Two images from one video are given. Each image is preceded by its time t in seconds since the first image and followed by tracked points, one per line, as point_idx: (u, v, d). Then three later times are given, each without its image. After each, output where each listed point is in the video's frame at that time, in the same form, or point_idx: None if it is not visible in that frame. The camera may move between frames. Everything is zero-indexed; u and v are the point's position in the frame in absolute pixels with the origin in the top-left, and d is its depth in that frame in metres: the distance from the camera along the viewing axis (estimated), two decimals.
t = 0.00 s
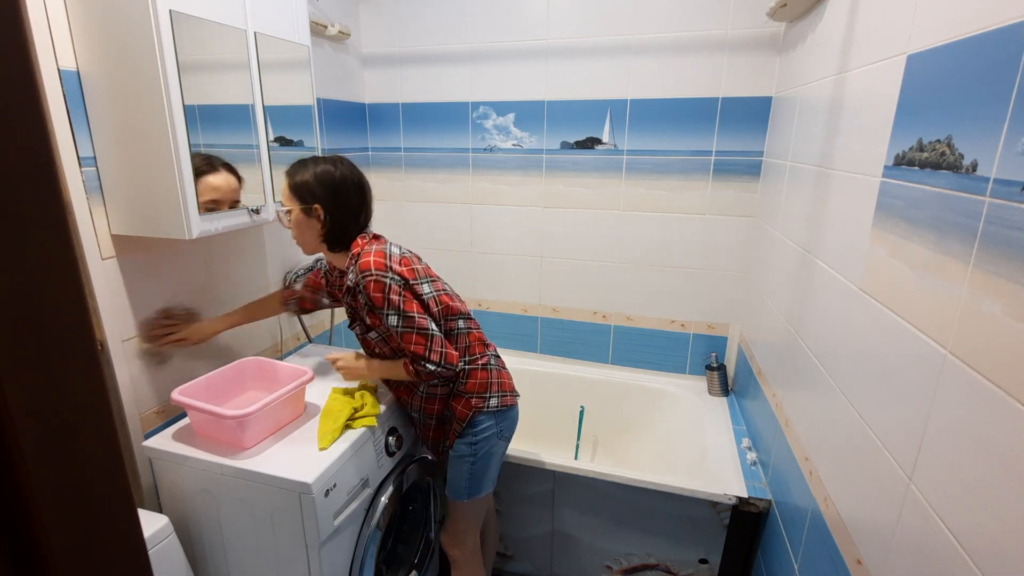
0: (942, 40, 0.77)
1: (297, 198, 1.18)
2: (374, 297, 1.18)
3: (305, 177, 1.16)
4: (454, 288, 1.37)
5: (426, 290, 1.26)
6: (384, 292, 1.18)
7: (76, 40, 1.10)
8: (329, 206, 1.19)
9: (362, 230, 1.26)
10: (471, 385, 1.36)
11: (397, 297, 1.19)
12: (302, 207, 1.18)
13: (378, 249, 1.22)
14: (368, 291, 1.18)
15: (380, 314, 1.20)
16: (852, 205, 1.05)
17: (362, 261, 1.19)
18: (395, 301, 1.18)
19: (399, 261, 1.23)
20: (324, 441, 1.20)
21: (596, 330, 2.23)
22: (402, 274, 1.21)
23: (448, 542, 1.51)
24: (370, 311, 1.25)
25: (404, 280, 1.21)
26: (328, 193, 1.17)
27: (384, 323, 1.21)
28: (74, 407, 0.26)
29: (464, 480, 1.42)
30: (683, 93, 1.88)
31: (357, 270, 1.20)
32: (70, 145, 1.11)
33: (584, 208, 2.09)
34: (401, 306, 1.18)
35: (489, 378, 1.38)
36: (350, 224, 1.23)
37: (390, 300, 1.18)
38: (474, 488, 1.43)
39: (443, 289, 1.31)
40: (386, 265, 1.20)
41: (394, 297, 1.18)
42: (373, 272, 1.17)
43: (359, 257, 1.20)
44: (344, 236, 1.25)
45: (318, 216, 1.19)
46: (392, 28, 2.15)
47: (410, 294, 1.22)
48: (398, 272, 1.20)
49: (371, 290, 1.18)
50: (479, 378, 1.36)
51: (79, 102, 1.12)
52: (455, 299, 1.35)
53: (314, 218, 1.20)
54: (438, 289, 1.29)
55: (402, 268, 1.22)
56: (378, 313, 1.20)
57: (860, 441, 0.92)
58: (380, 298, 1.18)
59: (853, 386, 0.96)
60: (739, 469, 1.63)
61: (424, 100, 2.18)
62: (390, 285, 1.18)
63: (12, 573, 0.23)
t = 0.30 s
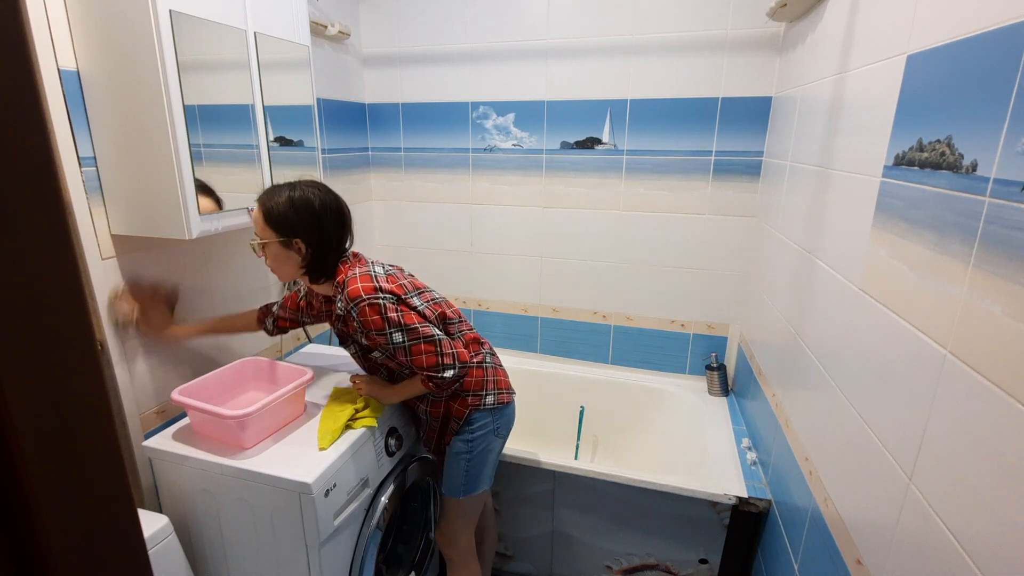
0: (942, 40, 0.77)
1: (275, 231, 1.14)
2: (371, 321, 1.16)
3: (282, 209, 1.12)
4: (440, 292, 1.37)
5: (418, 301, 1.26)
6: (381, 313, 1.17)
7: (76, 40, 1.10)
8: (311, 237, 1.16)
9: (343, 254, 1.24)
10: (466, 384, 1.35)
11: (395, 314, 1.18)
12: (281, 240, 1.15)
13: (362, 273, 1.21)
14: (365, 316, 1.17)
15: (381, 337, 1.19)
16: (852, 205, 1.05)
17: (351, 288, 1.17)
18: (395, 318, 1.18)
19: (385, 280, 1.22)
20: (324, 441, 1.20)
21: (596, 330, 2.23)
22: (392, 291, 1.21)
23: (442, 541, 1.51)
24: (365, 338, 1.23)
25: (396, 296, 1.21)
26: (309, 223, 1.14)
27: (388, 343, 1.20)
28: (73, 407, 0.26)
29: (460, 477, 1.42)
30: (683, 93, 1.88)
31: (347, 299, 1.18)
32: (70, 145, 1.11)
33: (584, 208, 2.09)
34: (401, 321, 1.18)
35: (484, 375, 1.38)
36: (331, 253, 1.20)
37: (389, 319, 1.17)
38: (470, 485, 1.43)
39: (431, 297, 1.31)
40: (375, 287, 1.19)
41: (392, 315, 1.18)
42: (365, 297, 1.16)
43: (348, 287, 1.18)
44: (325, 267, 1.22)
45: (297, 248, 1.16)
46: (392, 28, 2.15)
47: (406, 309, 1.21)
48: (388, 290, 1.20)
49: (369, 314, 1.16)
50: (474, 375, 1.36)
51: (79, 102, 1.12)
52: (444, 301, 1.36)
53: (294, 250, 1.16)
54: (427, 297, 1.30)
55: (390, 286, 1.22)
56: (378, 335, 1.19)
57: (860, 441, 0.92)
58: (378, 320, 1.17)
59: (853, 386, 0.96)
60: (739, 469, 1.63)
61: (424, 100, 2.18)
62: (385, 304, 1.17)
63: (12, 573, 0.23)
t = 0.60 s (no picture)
0: (942, 40, 0.77)
1: (263, 260, 1.13)
2: (364, 339, 1.16)
3: (272, 238, 1.12)
4: (425, 296, 1.37)
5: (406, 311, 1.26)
6: (372, 329, 1.16)
7: (76, 40, 1.10)
8: (299, 267, 1.15)
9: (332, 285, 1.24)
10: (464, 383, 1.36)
11: (386, 328, 1.18)
12: (269, 269, 1.14)
13: (348, 294, 1.20)
14: (357, 335, 1.16)
15: (376, 352, 1.19)
16: (852, 205, 1.05)
17: (339, 310, 1.16)
18: (387, 331, 1.17)
19: (371, 296, 1.22)
20: (324, 441, 1.20)
21: (595, 330, 2.23)
22: (379, 306, 1.21)
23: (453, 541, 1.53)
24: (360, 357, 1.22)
25: (384, 311, 1.20)
26: (299, 253, 1.14)
27: (385, 358, 1.20)
28: (73, 407, 0.26)
29: (463, 476, 1.42)
30: (683, 93, 1.88)
31: (337, 321, 1.17)
32: (70, 145, 1.11)
33: (584, 208, 2.09)
34: (394, 334, 1.18)
35: (482, 371, 1.38)
36: (319, 284, 1.20)
37: (381, 334, 1.17)
38: (474, 483, 1.44)
39: (418, 304, 1.31)
40: (362, 305, 1.18)
41: (384, 329, 1.17)
42: (354, 317, 1.16)
43: (337, 309, 1.18)
44: (313, 297, 1.21)
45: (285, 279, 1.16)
46: (392, 28, 2.15)
47: (396, 321, 1.21)
48: (375, 306, 1.19)
49: (361, 333, 1.16)
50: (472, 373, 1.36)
51: (79, 102, 1.12)
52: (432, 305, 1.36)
53: (281, 280, 1.16)
54: (413, 306, 1.30)
55: (376, 301, 1.22)
56: (374, 352, 1.18)
57: (860, 441, 0.92)
58: (371, 337, 1.17)
59: (853, 386, 0.96)
60: (739, 469, 1.63)
61: (424, 100, 2.18)
62: (375, 320, 1.17)
63: (13, 573, 0.23)
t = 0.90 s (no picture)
0: (942, 40, 0.77)
1: (282, 240, 1.13)
2: (374, 334, 1.16)
3: (291, 219, 1.12)
4: (444, 293, 1.35)
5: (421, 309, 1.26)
6: (384, 326, 1.16)
7: (76, 41, 1.10)
8: (318, 250, 1.15)
9: (349, 269, 1.25)
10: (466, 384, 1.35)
11: (398, 328, 1.17)
12: (288, 249, 1.14)
13: (366, 284, 1.20)
14: (369, 328, 1.16)
15: (384, 349, 1.19)
16: (852, 206, 1.05)
17: (356, 300, 1.16)
18: (398, 332, 1.17)
19: (390, 289, 1.21)
20: (324, 442, 1.20)
21: (596, 330, 2.23)
22: (396, 303, 1.20)
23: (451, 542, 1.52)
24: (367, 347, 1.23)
25: (399, 309, 1.20)
26: (318, 236, 1.14)
27: (391, 356, 1.20)
28: (72, 408, 0.26)
29: (461, 474, 1.42)
30: (683, 93, 1.88)
31: (352, 310, 1.17)
32: (70, 145, 1.11)
33: (584, 208, 2.09)
34: (405, 335, 1.17)
35: (486, 374, 1.37)
36: (338, 265, 1.20)
37: (392, 333, 1.17)
38: (471, 484, 1.44)
39: (435, 302, 1.30)
40: (380, 299, 1.18)
41: (396, 329, 1.17)
42: (369, 310, 1.15)
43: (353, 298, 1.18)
44: (331, 277, 1.22)
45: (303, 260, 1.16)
46: (392, 28, 2.15)
47: (409, 320, 1.21)
48: (392, 302, 1.19)
49: (373, 327, 1.16)
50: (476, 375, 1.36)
51: (79, 102, 1.12)
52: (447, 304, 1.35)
53: (299, 261, 1.16)
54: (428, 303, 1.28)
55: (394, 296, 1.21)
56: (381, 348, 1.18)
57: (860, 441, 0.92)
58: (381, 334, 1.17)
59: (853, 386, 0.96)
60: (740, 469, 1.63)
61: (424, 100, 2.18)
62: (389, 318, 1.17)
63: (13, 573, 0.23)
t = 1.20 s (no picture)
0: (942, 40, 0.77)
1: (296, 222, 1.11)
2: (385, 330, 1.15)
3: (303, 199, 1.09)
4: (454, 296, 1.36)
5: (433, 310, 1.26)
6: (396, 324, 1.15)
7: (76, 41, 1.10)
8: (332, 232, 1.13)
9: (364, 256, 1.22)
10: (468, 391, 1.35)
11: (410, 328, 1.17)
12: (302, 233, 1.12)
13: (382, 277, 1.19)
14: (381, 324, 1.15)
15: (391, 346, 1.18)
16: (851, 206, 1.05)
17: (370, 293, 1.15)
18: (409, 332, 1.16)
19: (405, 287, 1.21)
20: (324, 442, 1.20)
21: (595, 330, 2.23)
22: (409, 301, 1.20)
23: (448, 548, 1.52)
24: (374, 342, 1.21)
25: (412, 308, 1.19)
26: (331, 216, 1.11)
27: (397, 354, 1.18)
28: (72, 408, 0.26)
29: (464, 485, 1.42)
30: (683, 93, 1.88)
31: (366, 302, 1.16)
32: (70, 145, 1.10)
33: (584, 208, 2.09)
34: (415, 337, 1.17)
35: (489, 382, 1.37)
36: (352, 251, 1.18)
37: (402, 333, 1.16)
38: (474, 493, 1.44)
39: (445, 304, 1.30)
40: (395, 296, 1.17)
41: (407, 329, 1.16)
42: (384, 306, 1.15)
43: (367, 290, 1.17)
44: (344, 265, 1.19)
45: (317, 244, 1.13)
46: (392, 28, 2.15)
47: (421, 321, 1.20)
48: (406, 300, 1.18)
49: (384, 322, 1.15)
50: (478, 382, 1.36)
51: (79, 102, 1.12)
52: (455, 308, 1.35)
53: (314, 244, 1.14)
54: (440, 304, 1.30)
55: (408, 295, 1.21)
56: (389, 344, 1.17)
57: (860, 441, 0.92)
58: (392, 331, 1.15)
59: (853, 386, 0.96)
60: (740, 469, 1.63)
61: (424, 100, 2.18)
62: (402, 316, 1.16)
63: (12, 573, 0.23)
